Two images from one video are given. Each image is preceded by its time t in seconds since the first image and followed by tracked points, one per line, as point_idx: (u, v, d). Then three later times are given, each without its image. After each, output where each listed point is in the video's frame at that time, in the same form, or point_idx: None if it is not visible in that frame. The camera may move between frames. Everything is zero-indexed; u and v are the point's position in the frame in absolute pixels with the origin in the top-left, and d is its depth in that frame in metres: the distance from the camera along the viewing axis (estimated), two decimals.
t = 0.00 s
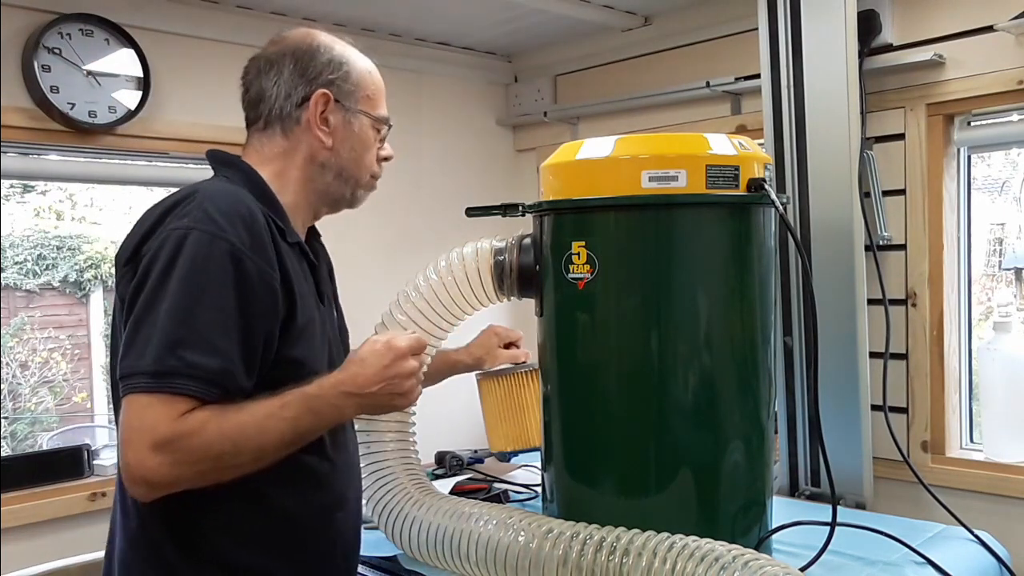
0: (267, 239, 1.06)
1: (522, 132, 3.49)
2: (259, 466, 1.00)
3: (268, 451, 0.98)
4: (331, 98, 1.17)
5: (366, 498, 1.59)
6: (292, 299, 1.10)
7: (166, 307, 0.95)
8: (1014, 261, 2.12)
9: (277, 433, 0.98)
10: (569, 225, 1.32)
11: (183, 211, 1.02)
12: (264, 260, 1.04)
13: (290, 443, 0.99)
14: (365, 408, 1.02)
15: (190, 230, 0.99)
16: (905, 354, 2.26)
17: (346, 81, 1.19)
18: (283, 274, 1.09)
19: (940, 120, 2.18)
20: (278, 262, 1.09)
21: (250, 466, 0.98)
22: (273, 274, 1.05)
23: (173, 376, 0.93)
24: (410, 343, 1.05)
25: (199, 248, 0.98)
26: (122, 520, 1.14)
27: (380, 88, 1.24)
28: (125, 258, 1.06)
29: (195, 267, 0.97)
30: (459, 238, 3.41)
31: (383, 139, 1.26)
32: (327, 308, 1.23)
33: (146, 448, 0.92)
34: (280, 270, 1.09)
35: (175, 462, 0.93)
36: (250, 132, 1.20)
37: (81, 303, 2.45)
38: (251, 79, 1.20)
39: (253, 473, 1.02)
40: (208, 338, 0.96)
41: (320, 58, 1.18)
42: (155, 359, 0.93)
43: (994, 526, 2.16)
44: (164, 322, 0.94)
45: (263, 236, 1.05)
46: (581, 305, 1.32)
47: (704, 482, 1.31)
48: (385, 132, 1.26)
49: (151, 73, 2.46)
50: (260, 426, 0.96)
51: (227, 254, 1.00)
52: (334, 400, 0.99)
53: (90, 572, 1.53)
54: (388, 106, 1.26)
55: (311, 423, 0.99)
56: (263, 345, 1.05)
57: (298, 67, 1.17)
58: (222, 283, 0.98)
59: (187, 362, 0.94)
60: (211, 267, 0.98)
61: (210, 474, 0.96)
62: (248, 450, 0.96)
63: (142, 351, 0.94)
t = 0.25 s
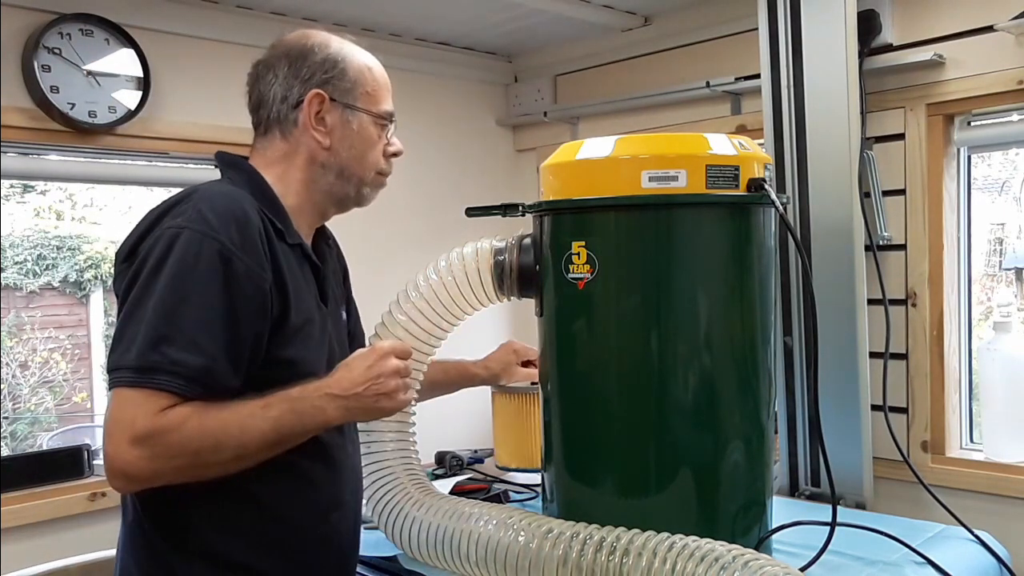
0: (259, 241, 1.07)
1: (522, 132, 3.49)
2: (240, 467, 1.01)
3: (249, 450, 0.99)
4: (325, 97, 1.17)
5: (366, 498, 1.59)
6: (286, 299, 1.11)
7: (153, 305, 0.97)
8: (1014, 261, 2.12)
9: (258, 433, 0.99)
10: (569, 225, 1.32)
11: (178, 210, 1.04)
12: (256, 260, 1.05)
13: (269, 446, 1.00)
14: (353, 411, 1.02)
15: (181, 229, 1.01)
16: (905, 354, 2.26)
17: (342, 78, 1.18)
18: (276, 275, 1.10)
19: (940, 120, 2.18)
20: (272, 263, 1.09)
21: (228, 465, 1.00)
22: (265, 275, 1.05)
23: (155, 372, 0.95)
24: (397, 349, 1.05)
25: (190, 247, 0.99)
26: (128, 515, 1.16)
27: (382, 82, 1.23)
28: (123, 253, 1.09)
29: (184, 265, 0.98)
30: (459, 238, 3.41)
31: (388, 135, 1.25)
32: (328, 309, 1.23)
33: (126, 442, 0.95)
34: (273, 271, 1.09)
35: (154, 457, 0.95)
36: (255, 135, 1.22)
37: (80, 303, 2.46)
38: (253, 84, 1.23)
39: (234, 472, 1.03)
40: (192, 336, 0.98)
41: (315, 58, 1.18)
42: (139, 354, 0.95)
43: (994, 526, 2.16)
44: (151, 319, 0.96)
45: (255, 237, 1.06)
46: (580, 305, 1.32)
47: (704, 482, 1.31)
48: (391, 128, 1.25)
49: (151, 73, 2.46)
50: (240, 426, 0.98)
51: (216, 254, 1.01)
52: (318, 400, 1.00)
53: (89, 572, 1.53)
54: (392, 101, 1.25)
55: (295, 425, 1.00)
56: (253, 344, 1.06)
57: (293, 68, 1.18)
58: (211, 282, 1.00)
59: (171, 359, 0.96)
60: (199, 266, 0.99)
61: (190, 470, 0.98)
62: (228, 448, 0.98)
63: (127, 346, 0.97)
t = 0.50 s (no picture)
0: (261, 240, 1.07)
1: (522, 132, 3.49)
2: (244, 465, 1.02)
3: (254, 448, 1.00)
4: (320, 98, 1.17)
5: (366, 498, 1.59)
6: (288, 298, 1.11)
7: (157, 303, 0.97)
8: (1014, 261, 2.12)
9: (263, 431, 1.00)
10: (569, 225, 1.32)
11: (181, 210, 1.04)
12: (258, 258, 1.05)
13: (274, 444, 1.01)
14: (358, 408, 1.04)
15: (184, 228, 1.01)
16: (905, 354, 2.26)
17: (337, 77, 1.18)
18: (278, 274, 1.10)
19: (940, 120, 2.18)
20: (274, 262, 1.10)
21: (233, 464, 1.00)
22: (267, 274, 1.05)
23: (159, 370, 0.95)
24: (400, 348, 1.08)
25: (192, 246, 1.00)
26: (130, 512, 1.16)
27: (378, 80, 1.23)
28: (126, 253, 1.09)
29: (187, 264, 0.99)
30: (459, 238, 3.41)
31: (388, 132, 1.24)
32: (331, 308, 1.23)
33: (131, 440, 0.95)
34: (275, 269, 1.10)
35: (159, 455, 0.96)
36: (255, 138, 1.23)
37: (81, 303, 2.49)
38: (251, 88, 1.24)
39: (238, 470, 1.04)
40: (196, 334, 0.98)
41: (309, 58, 1.19)
42: (143, 352, 0.95)
43: (994, 526, 2.16)
44: (154, 318, 0.96)
45: (256, 236, 1.06)
46: (580, 305, 1.32)
47: (704, 482, 1.31)
48: (390, 125, 1.24)
49: (151, 73, 2.46)
50: (245, 424, 0.99)
51: (219, 253, 1.01)
52: (322, 398, 1.02)
53: (89, 572, 1.53)
54: (389, 98, 1.24)
55: (300, 422, 1.01)
56: (256, 343, 1.06)
57: (288, 70, 1.19)
58: (214, 281, 1.00)
59: (175, 357, 0.96)
60: (202, 265, 0.99)
61: (195, 468, 0.98)
62: (233, 446, 0.99)
63: (131, 345, 0.97)
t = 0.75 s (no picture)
0: (261, 239, 1.07)
1: (522, 132, 3.49)
2: (248, 462, 1.02)
3: (258, 446, 1.00)
4: (309, 98, 1.18)
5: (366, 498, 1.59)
6: (289, 296, 1.11)
7: (158, 302, 0.97)
8: (1014, 261, 2.12)
9: (267, 429, 1.00)
10: (568, 225, 1.32)
11: (181, 209, 1.05)
12: (258, 257, 1.05)
13: (277, 441, 1.01)
14: (361, 405, 1.03)
15: (184, 227, 1.01)
16: (905, 354, 2.26)
17: (326, 75, 1.18)
18: (279, 272, 1.10)
19: (940, 120, 2.18)
20: (275, 261, 1.10)
21: (237, 462, 1.01)
22: (268, 273, 1.06)
23: (162, 368, 0.95)
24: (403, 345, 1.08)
25: (192, 244, 1.00)
26: (132, 511, 1.16)
27: (370, 75, 1.22)
28: (127, 254, 1.09)
29: (188, 263, 0.99)
30: (459, 238, 3.41)
31: (382, 127, 1.24)
32: (332, 306, 1.23)
33: (136, 439, 0.95)
34: (276, 268, 1.10)
35: (164, 454, 0.96)
36: (251, 141, 1.24)
37: (80, 303, 2.49)
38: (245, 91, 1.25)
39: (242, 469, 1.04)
40: (199, 333, 0.98)
41: (298, 58, 1.19)
42: (146, 351, 0.95)
43: (994, 526, 2.16)
44: (156, 316, 0.96)
45: (256, 234, 1.06)
46: (581, 305, 1.32)
47: (704, 481, 1.31)
48: (383, 120, 1.24)
49: (151, 73, 2.46)
50: (249, 421, 0.99)
51: (219, 252, 1.01)
52: (326, 395, 1.02)
53: (90, 572, 1.53)
54: (382, 93, 1.24)
55: (304, 420, 1.01)
56: (258, 343, 1.06)
57: (277, 71, 1.19)
58: (214, 279, 1.00)
59: (178, 356, 0.96)
60: (202, 263, 0.99)
61: (199, 467, 0.99)
62: (236, 444, 0.99)
63: (134, 344, 0.97)
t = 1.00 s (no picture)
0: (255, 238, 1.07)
1: (522, 132, 3.49)
2: (245, 464, 1.02)
3: (255, 447, 1.00)
4: (291, 97, 1.17)
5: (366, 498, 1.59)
6: (285, 296, 1.11)
7: (152, 303, 0.97)
8: (1014, 261, 2.12)
9: (264, 429, 1.00)
10: (568, 225, 1.32)
11: (175, 209, 1.04)
12: (253, 256, 1.05)
13: (274, 443, 1.01)
14: (360, 406, 1.04)
15: (178, 227, 1.01)
16: (905, 354, 2.26)
17: (308, 72, 1.17)
18: (274, 271, 1.10)
19: (940, 120, 2.18)
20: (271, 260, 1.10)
21: (234, 463, 1.00)
22: (263, 272, 1.06)
23: (157, 370, 0.95)
24: (401, 347, 1.10)
25: (186, 244, 1.00)
26: (128, 514, 1.16)
27: (353, 70, 1.21)
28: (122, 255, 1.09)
29: (181, 263, 0.99)
30: (459, 238, 3.41)
31: (370, 122, 1.22)
32: (329, 306, 1.23)
33: (131, 443, 0.95)
34: (271, 267, 1.10)
35: (160, 457, 0.95)
36: (240, 143, 1.24)
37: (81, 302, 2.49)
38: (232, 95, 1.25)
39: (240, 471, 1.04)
40: (193, 333, 0.98)
41: (279, 57, 1.18)
42: (140, 352, 0.95)
43: (994, 526, 2.16)
44: (150, 317, 0.96)
45: (250, 233, 1.06)
46: (581, 305, 1.32)
47: (704, 482, 1.31)
48: (371, 115, 1.22)
49: (151, 72, 2.46)
50: (246, 423, 0.99)
51: (214, 251, 1.01)
52: (324, 396, 1.02)
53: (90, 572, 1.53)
54: (368, 88, 1.23)
55: (302, 420, 1.01)
56: (253, 342, 1.06)
57: (260, 71, 1.19)
58: (208, 278, 1.00)
59: (172, 357, 0.96)
60: (196, 263, 0.99)
61: (196, 469, 0.98)
62: (233, 445, 0.98)
63: (129, 345, 0.97)
